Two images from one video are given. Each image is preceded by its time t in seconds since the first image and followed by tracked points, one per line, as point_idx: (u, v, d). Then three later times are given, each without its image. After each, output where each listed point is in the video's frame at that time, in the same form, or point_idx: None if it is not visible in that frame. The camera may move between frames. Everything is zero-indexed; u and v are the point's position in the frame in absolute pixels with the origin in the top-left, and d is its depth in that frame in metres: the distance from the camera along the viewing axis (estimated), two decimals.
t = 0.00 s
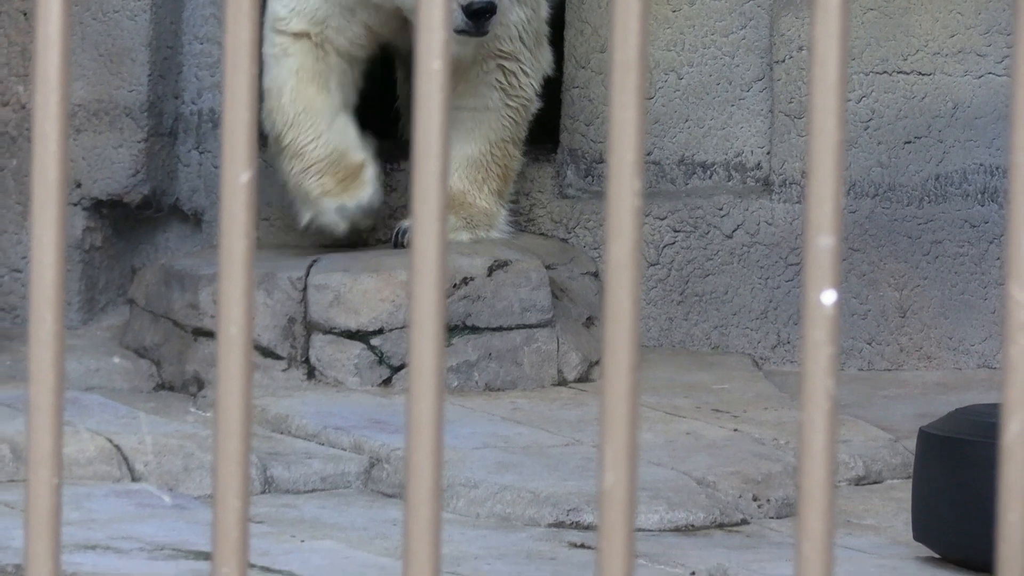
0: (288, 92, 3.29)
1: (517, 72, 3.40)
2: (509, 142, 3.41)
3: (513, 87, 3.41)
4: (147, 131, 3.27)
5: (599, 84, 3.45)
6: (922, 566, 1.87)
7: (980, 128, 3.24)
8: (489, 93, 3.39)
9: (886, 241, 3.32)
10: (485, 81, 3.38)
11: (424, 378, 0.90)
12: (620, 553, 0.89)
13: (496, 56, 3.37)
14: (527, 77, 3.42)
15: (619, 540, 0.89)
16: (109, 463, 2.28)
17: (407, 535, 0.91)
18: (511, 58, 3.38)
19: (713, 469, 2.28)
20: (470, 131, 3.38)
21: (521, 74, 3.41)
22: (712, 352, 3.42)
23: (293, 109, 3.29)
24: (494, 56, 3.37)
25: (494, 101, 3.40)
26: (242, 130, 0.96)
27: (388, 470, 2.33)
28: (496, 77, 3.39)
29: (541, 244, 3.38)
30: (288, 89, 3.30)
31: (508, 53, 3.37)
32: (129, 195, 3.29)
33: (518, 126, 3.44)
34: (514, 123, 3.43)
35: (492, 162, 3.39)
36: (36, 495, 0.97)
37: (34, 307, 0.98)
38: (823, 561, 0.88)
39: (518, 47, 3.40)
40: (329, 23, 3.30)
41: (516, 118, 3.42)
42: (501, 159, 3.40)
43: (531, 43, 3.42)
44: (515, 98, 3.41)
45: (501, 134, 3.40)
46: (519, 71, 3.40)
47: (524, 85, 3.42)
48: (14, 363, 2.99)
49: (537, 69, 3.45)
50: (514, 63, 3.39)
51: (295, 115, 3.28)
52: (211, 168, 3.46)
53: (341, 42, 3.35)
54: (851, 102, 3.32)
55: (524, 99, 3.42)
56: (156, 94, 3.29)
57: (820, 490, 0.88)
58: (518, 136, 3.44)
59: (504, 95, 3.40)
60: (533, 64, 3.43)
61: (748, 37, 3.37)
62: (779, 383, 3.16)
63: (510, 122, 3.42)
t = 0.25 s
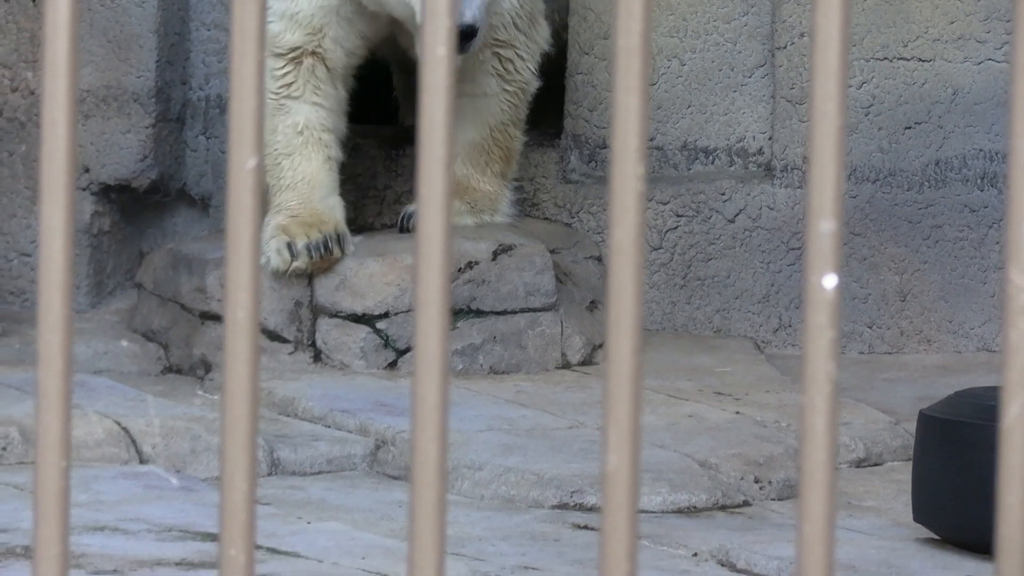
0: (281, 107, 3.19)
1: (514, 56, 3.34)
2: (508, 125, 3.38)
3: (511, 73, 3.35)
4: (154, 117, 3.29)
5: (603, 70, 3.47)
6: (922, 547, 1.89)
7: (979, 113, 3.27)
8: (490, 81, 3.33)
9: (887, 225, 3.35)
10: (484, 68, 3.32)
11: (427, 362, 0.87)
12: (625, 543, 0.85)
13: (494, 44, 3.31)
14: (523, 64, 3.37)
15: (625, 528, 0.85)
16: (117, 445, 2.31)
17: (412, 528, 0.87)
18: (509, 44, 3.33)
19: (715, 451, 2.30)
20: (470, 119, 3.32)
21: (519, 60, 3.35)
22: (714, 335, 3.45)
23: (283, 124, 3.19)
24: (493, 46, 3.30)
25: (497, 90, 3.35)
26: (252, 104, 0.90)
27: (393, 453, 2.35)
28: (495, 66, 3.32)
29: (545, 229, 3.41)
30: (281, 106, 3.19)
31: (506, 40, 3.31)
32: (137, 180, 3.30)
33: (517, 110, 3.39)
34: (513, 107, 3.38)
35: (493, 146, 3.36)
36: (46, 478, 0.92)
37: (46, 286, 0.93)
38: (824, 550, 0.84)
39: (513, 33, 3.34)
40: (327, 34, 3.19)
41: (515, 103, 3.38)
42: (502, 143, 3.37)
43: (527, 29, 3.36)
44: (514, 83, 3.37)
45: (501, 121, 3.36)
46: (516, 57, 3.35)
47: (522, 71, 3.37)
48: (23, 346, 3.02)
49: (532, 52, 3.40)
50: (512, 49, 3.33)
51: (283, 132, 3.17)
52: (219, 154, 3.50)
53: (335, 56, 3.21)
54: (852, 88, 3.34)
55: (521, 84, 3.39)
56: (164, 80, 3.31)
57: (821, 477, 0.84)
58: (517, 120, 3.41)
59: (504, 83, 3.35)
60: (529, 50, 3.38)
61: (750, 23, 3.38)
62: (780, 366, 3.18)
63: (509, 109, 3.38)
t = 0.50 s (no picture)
0: (280, 103, 3.19)
1: (507, 41, 3.31)
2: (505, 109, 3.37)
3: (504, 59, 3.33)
4: (161, 103, 3.30)
5: (605, 57, 3.48)
6: (920, 528, 1.90)
7: (977, 99, 3.32)
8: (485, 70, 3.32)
9: (886, 210, 3.37)
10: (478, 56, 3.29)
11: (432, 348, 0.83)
12: (627, 530, 0.81)
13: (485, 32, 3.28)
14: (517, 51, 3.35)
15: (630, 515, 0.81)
16: (124, 428, 2.33)
17: (415, 520, 0.83)
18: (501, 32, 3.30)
19: (716, 433, 2.32)
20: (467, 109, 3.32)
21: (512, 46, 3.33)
22: (715, 319, 3.47)
23: (283, 119, 3.18)
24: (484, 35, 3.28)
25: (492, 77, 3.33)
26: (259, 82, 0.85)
27: (397, 435, 2.37)
28: (489, 54, 3.30)
29: (547, 213, 3.44)
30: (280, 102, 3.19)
31: (497, 29, 3.28)
32: (143, 165, 3.32)
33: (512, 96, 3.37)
34: (509, 89, 3.37)
35: (491, 128, 3.37)
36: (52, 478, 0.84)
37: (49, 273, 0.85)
38: (824, 534, 0.80)
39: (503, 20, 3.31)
40: (316, 28, 3.17)
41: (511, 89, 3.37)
42: (499, 123, 3.37)
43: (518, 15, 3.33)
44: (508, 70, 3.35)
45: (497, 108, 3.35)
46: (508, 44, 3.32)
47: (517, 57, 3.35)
48: (30, 330, 3.04)
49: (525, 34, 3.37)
50: (503, 36, 3.30)
51: (283, 129, 3.16)
52: (224, 139, 3.54)
53: (327, 48, 3.20)
54: (852, 74, 3.35)
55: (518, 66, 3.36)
56: (169, 66, 3.32)
57: (822, 461, 0.80)
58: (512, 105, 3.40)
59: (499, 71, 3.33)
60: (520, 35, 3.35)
61: (751, 10, 3.41)
62: (780, 349, 3.20)
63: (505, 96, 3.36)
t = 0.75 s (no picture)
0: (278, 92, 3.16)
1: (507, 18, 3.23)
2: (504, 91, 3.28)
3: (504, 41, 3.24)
4: (164, 88, 3.31)
5: (606, 43, 3.48)
6: (919, 512, 1.92)
7: (976, 85, 3.33)
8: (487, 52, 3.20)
9: (885, 195, 3.38)
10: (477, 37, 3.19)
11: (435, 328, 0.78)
12: (626, 519, 0.77)
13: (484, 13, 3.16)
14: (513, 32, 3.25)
15: (630, 504, 0.77)
16: (127, 412, 2.34)
17: (416, 509, 0.78)
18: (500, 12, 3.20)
19: (717, 417, 2.34)
20: (464, 93, 3.19)
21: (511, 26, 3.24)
22: (715, 304, 3.48)
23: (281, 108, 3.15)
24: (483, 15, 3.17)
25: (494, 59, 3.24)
26: (261, 46, 0.79)
27: (400, 419, 2.39)
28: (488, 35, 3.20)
29: (548, 199, 3.46)
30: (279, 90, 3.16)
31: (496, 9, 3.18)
32: (147, 150, 3.33)
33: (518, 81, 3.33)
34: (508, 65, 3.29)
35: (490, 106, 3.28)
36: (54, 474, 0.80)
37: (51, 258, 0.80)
38: (824, 517, 0.77)
39: None
40: (304, 19, 3.13)
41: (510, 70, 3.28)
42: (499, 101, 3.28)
43: None
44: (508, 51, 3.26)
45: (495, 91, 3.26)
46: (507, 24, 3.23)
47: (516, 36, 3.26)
48: (34, 315, 3.05)
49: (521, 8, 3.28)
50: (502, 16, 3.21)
51: (282, 118, 3.14)
52: (227, 124, 3.54)
53: (319, 37, 3.15)
54: (851, 60, 3.36)
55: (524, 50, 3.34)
56: (173, 52, 3.33)
57: (821, 444, 0.77)
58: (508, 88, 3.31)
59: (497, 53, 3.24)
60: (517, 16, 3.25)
61: None
62: (781, 334, 3.21)
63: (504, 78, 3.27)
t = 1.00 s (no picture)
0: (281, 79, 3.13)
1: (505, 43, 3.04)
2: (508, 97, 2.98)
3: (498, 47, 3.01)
4: (166, 75, 3.32)
5: (606, 30, 3.48)
6: (917, 497, 1.93)
7: (974, 72, 3.34)
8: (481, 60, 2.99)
9: (884, 181, 3.39)
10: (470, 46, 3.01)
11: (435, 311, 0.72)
12: (624, 510, 0.73)
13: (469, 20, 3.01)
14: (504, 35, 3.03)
15: (628, 493, 0.73)
16: (130, 397, 2.35)
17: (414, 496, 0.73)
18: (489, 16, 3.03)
19: (717, 403, 2.35)
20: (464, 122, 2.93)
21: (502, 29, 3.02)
22: (715, 290, 3.50)
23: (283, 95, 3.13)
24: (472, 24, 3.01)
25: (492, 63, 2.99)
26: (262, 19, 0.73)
27: (401, 404, 2.40)
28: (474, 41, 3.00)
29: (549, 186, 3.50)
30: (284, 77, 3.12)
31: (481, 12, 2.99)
32: (149, 137, 3.34)
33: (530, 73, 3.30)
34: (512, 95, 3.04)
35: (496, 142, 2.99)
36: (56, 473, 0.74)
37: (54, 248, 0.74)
38: (824, 503, 0.73)
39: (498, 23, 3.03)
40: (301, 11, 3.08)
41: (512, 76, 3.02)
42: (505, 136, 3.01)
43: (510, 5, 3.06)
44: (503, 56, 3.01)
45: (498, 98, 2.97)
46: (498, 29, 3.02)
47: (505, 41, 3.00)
48: (37, 301, 3.06)
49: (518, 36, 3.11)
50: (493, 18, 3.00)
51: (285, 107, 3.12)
52: (229, 111, 3.55)
53: (318, 29, 3.10)
54: (851, 47, 3.37)
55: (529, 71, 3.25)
56: (175, 39, 3.33)
57: (821, 428, 0.72)
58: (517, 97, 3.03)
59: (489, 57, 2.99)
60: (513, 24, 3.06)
61: None
62: (781, 319, 3.23)
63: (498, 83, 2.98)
